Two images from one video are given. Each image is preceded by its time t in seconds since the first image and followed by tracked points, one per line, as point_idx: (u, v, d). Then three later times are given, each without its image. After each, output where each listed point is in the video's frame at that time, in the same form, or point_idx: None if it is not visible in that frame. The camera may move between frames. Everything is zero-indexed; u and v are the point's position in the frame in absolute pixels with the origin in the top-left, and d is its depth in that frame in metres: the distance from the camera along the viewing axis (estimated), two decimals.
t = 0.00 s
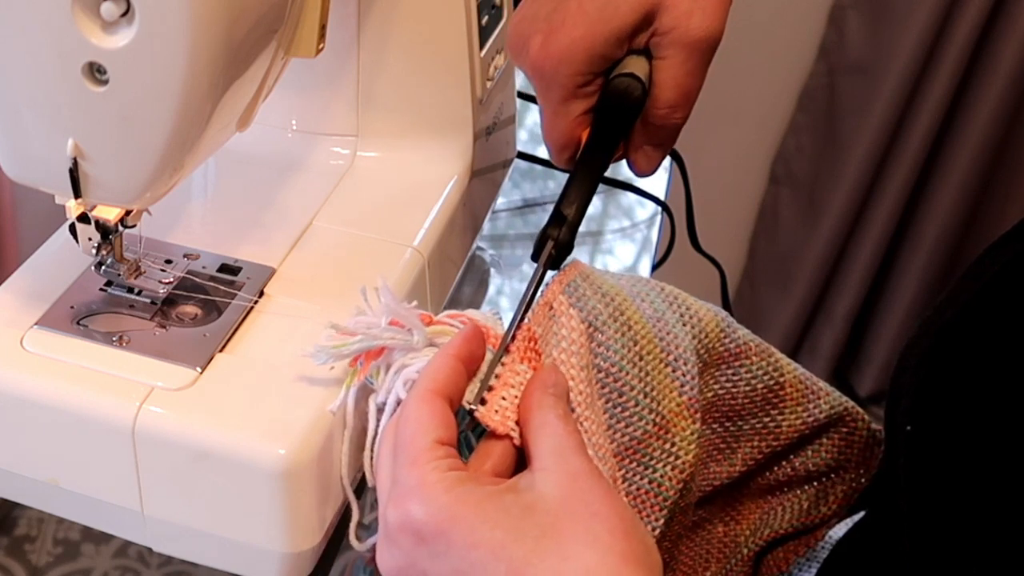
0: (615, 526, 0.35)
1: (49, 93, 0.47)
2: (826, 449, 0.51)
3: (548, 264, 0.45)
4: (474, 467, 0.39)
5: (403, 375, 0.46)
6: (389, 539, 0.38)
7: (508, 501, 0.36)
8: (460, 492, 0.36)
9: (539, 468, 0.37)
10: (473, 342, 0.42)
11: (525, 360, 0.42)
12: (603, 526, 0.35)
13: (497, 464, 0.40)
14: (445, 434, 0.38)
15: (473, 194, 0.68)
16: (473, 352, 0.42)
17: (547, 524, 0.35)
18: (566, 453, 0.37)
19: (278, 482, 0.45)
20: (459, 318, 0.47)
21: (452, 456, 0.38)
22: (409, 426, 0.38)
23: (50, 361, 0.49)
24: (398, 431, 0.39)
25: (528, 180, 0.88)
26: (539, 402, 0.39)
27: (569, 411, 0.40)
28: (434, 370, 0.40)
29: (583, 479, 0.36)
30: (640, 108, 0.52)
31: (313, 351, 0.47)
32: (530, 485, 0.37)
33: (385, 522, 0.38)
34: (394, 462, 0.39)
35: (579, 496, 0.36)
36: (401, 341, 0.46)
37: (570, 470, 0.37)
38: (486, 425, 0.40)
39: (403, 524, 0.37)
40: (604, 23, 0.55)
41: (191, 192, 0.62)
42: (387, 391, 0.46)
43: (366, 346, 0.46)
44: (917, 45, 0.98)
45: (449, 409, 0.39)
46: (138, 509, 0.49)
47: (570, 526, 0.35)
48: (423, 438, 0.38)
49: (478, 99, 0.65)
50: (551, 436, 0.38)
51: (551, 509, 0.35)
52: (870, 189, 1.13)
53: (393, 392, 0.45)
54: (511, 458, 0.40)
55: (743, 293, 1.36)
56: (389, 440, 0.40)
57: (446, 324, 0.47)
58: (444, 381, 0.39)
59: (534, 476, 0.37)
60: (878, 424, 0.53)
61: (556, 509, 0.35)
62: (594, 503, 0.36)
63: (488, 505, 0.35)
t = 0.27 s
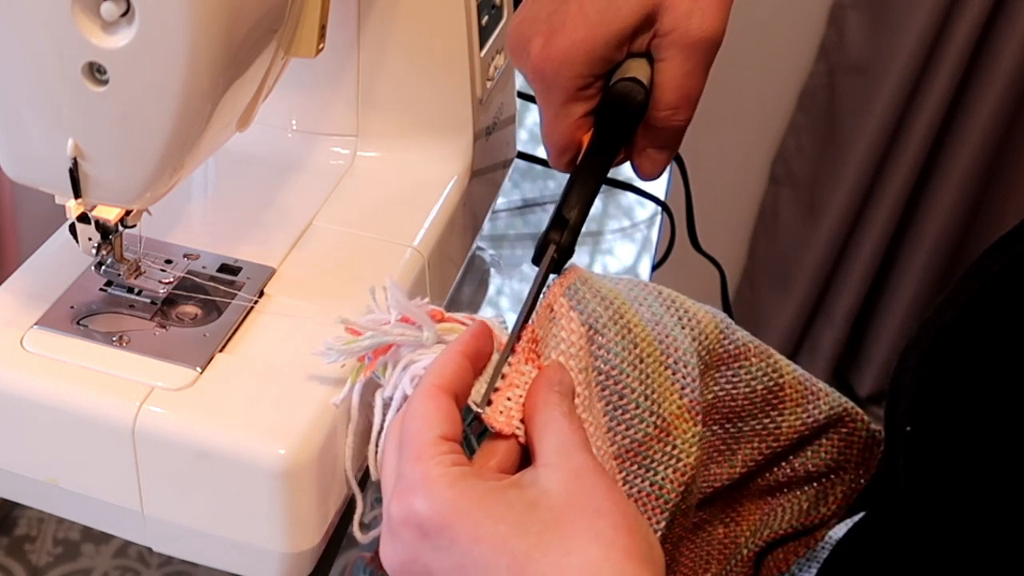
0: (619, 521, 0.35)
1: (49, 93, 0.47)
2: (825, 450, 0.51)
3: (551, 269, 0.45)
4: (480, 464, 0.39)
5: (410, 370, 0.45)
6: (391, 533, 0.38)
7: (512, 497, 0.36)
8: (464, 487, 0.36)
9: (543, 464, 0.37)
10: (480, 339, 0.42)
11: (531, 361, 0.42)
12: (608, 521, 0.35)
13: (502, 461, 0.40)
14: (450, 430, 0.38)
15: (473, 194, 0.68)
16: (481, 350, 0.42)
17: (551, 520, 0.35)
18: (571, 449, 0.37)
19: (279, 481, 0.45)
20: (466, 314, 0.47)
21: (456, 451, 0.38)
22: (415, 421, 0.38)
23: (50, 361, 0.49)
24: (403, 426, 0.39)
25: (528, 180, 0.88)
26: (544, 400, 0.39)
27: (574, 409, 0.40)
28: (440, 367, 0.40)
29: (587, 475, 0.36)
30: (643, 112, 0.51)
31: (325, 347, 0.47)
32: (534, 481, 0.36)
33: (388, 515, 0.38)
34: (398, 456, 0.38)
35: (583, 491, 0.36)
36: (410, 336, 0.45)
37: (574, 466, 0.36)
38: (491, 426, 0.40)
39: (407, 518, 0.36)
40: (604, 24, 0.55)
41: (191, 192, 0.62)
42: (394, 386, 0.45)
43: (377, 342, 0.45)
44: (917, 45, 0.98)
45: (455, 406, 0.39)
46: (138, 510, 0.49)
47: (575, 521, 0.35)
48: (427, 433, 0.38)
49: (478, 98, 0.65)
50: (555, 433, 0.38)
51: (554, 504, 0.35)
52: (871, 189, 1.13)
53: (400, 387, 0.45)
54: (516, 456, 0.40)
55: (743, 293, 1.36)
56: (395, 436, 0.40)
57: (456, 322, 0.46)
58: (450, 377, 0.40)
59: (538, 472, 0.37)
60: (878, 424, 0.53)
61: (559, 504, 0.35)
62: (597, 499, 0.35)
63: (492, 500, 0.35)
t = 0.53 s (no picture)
0: (621, 508, 0.35)
1: (49, 93, 0.47)
2: (825, 448, 0.51)
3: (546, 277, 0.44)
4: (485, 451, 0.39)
5: (417, 357, 0.46)
6: (393, 515, 0.38)
7: (515, 483, 0.36)
8: (468, 470, 0.36)
9: (547, 450, 0.37)
10: (486, 326, 0.42)
11: (540, 351, 0.42)
12: (610, 508, 0.35)
13: (507, 449, 0.40)
14: (454, 414, 0.38)
15: (473, 194, 0.68)
16: (487, 337, 0.42)
17: (553, 506, 0.35)
18: (576, 436, 0.37)
19: (279, 481, 0.45)
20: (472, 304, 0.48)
21: (460, 435, 0.38)
22: (419, 404, 0.38)
23: (50, 361, 0.49)
24: (407, 410, 0.39)
25: (527, 180, 0.88)
26: (552, 388, 0.39)
27: (582, 399, 0.40)
28: (447, 353, 0.40)
29: (591, 463, 0.36)
30: (642, 120, 0.51)
31: (332, 338, 0.48)
32: (538, 467, 0.37)
33: (390, 498, 0.38)
34: (402, 439, 0.38)
35: (587, 478, 0.36)
36: (419, 324, 0.46)
37: (578, 453, 0.37)
38: (496, 413, 0.40)
39: (409, 500, 0.36)
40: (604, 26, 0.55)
41: (191, 192, 0.62)
42: (399, 371, 0.46)
43: (384, 330, 0.46)
44: (917, 45, 0.98)
45: (460, 390, 0.39)
46: (138, 509, 0.49)
47: (577, 507, 0.35)
48: (432, 417, 0.37)
49: (478, 99, 0.65)
50: (561, 421, 0.38)
51: (557, 490, 0.35)
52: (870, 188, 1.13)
53: (405, 372, 0.45)
54: (522, 444, 0.40)
55: (743, 294, 1.36)
56: (399, 419, 0.40)
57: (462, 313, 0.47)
58: (456, 362, 0.40)
59: (542, 458, 0.37)
60: (877, 423, 0.53)
61: (562, 490, 0.35)
62: (600, 487, 0.35)
63: (496, 485, 0.35)
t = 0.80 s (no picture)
0: (619, 510, 0.35)
1: (49, 93, 0.47)
2: (825, 449, 0.51)
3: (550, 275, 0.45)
4: (482, 453, 0.39)
5: (411, 360, 0.46)
6: (391, 519, 0.38)
7: (513, 485, 0.35)
8: (465, 473, 0.36)
9: (545, 452, 0.37)
10: (478, 326, 0.43)
11: (537, 353, 0.42)
12: (607, 510, 0.35)
13: (505, 452, 0.39)
14: (450, 416, 0.38)
15: (473, 194, 0.68)
16: (479, 337, 0.42)
17: (551, 507, 0.35)
18: (575, 437, 0.37)
19: (278, 481, 0.45)
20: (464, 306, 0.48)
21: (457, 437, 0.38)
22: (414, 406, 0.38)
23: (50, 361, 0.49)
24: (403, 413, 0.39)
25: (527, 180, 0.88)
26: (549, 390, 0.39)
27: (579, 401, 0.40)
28: (440, 355, 0.40)
29: (589, 464, 0.36)
30: (641, 120, 0.51)
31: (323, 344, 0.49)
32: (536, 469, 0.36)
33: (388, 502, 0.38)
34: (399, 443, 0.38)
35: (585, 480, 0.36)
36: (409, 328, 0.47)
37: (576, 455, 0.36)
38: (492, 414, 0.40)
39: (408, 502, 0.36)
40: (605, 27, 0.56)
41: (191, 192, 0.62)
42: (395, 375, 0.47)
43: (376, 335, 0.47)
44: (917, 45, 0.98)
45: (455, 392, 0.39)
46: (138, 510, 0.49)
47: (575, 509, 0.35)
48: (428, 419, 0.37)
49: (478, 99, 0.65)
50: (559, 422, 0.38)
51: (555, 492, 0.35)
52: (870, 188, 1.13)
53: (401, 377, 0.46)
54: (520, 446, 0.40)
55: (743, 294, 1.36)
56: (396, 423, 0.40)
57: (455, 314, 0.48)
58: (449, 364, 0.40)
59: (540, 460, 0.37)
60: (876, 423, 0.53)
61: (560, 492, 0.35)
62: (598, 488, 0.35)
63: (494, 487, 0.35)
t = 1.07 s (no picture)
0: (620, 510, 0.35)
1: (49, 93, 0.47)
2: (826, 449, 0.51)
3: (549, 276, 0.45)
4: (484, 452, 0.39)
5: (408, 360, 0.47)
6: (391, 519, 0.37)
7: (513, 485, 0.35)
8: (466, 474, 0.35)
9: (546, 452, 0.37)
10: (477, 325, 0.42)
11: (537, 352, 0.42)
12: (608, 510, 0.35)
13: (505, 451, 0.39)
14: (450, 416, 0.38)
15: (473, 194, 0.68)
16: (477, 335, 0.42)
17: (552, 506, 0.35)
18: (575, 437, 0.37)
19: (278, 481, 0.45)
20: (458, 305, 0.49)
21: (457, 437, 0.37)
22: (413, 407, 0.38)
23: (50, 361, 0.49)
24: (402, 413, 0.38)
25: (527, 180, 0.88)
26: (548, 389, 0.39)
27: (580, 401, 0.40)
28: (439, 354, 0.40)
29: (590, 464, 0.36)
30: (639, 120, 0.51)
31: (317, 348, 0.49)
32: (535, 470, 0.36)
33: (388, 503, 0.37)
34: (398, 444, 0.38)
35: (585, 480, 0.36)
36: (405, 327, 0.47)
37: (575, 455, 0.36)
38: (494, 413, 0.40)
39: (408, 503, 0.36)
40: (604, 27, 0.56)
41: (191, 192, 0.62)
42: (392, 374, 0.47)
43: (371, 335, 0.47)
44: (917, 45, 0.98)
45: (454, 391, 0.39)
46: (138, 509, 0.49)
47: (575, 509, 0.35)
48: (428, 419, 0.37)
49: (478, 99, 0.65)
50: (558, 421, 0.38)
51: (555, 492, 0.35)
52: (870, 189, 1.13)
53: (398, 376, 0.46)
54: (521, 446, 0.40)
55: (743, 294, 1.36)
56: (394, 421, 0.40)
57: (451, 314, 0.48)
58: (449, 364, 0.39)
59: (540, 460, 0.37)
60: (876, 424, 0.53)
61: (561, 492, 0.35)
62: (599, 489, 0.35)
63: (494, 488, 0.35)
